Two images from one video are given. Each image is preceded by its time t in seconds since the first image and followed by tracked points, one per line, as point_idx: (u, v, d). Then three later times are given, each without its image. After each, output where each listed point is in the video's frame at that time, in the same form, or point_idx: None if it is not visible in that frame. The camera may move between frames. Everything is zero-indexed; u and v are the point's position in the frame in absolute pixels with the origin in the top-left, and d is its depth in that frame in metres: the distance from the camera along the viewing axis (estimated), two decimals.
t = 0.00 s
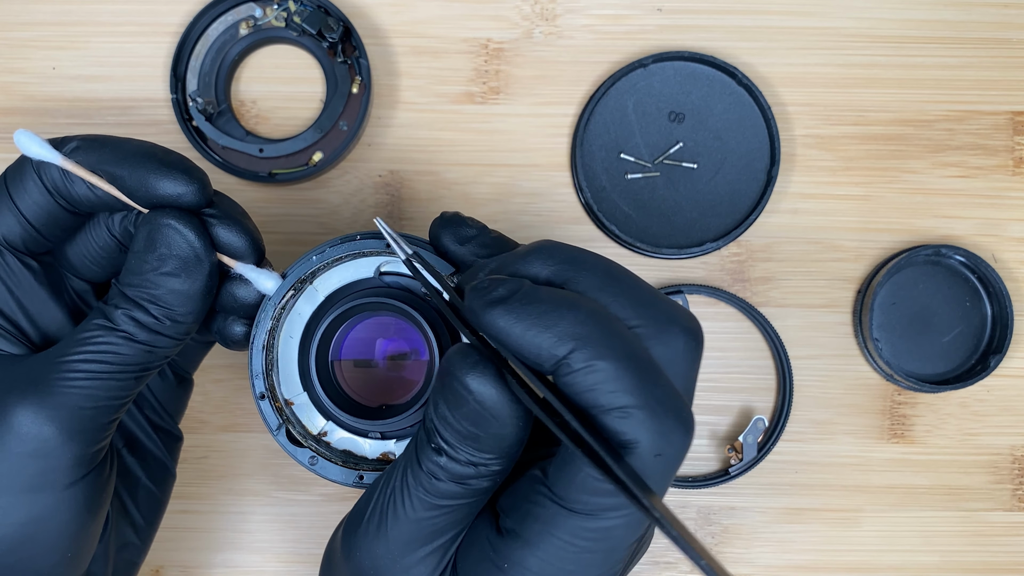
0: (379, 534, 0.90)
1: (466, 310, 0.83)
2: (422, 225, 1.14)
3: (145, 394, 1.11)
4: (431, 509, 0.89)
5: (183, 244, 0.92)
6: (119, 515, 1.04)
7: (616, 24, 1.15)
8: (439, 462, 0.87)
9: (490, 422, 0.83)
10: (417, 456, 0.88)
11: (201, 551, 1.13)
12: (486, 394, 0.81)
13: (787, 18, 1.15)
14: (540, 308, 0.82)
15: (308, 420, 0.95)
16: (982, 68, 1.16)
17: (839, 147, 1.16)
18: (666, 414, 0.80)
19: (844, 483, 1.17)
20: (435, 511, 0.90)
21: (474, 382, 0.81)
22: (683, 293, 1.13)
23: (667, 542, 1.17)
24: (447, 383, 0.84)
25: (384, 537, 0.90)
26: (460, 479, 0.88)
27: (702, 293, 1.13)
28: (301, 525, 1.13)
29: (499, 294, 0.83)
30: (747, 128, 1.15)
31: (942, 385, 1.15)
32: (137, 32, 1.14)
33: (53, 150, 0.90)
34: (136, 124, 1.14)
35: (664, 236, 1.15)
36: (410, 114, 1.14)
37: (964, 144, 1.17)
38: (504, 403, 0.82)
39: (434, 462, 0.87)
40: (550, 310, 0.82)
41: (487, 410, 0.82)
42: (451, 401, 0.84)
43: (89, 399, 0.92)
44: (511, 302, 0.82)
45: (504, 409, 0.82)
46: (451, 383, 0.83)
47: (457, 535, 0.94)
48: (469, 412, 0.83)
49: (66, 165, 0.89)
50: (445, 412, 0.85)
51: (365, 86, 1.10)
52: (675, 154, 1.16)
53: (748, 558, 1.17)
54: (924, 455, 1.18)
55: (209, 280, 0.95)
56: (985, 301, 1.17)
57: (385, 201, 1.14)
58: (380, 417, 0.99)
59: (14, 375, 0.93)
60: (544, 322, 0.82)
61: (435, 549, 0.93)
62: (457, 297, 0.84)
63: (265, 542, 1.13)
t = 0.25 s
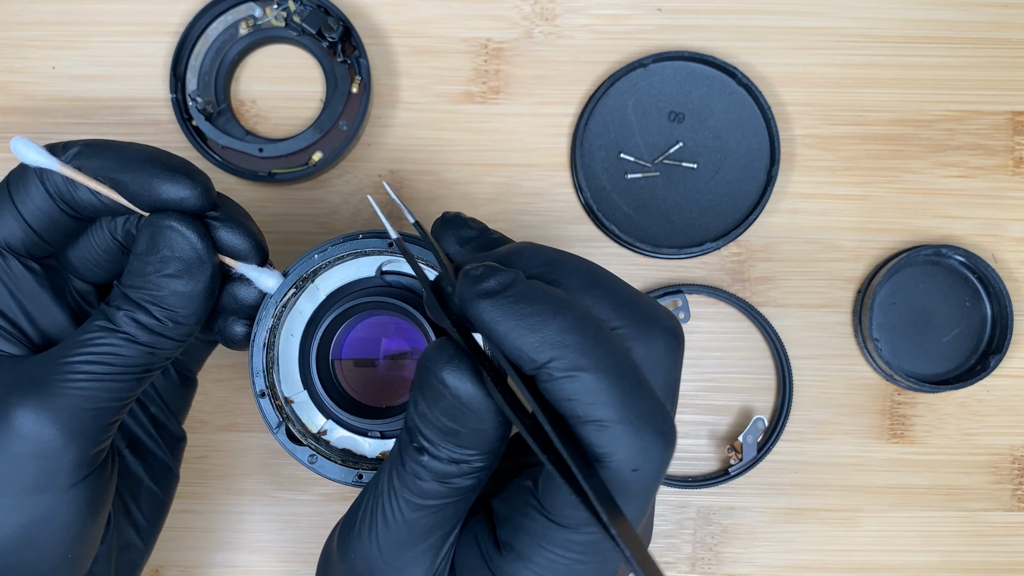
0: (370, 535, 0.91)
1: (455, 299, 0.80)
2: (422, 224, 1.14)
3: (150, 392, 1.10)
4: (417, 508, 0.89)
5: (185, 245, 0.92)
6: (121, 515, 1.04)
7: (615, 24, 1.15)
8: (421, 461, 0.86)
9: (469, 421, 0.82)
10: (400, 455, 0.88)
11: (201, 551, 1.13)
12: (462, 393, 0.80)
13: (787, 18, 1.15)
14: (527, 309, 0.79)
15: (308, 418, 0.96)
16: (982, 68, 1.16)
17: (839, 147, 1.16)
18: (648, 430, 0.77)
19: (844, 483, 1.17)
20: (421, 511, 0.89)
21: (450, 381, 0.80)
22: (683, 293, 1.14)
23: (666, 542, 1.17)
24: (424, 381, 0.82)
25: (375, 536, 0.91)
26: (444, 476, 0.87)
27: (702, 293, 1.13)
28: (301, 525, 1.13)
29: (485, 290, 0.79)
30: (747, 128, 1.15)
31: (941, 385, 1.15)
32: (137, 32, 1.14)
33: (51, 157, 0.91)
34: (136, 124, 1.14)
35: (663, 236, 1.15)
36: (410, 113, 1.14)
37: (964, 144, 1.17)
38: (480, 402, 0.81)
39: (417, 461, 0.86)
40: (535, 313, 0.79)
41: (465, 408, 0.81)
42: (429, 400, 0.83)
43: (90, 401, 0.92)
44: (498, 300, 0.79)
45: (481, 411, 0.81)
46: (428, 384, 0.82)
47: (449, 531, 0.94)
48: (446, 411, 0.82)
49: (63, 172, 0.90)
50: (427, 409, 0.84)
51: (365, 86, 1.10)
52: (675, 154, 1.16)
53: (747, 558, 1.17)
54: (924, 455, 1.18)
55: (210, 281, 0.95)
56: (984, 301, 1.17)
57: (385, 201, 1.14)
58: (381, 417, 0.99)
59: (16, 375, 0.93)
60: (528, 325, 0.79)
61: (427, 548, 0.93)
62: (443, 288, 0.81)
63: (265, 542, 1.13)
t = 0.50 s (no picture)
0: (374, 541, 0.90)
1: (489, 313, 0.93)
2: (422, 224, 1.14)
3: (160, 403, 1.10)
4: (433, 516, 0.90)
5: (207, 257, 0.92)
6: (125, 526, 1.05)
7: (615, 24, 1.15)
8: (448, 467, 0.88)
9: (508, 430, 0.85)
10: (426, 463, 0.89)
11: (201, 551, 1.13)
12: (507, 400, 0.83)
13: (787, 18, 1.15)
14: (557, 305, 0.92)
15: (331, 423, 0.94)
16: (982, 68, 1.16)
17: (839, 147, 1.16)
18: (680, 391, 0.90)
19: (844, 483, 1.17)
20: (437, 518, 0.90)
21: (499, 389, 0.83)
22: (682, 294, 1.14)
23: (667, 542, 1.17)
24: (473, 388, 0.86)
25: (379, 542, 0.90)
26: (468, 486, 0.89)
27: (701, 294, 1.14)
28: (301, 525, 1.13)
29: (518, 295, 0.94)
30: (747, 127, 1.15)
31: (941, 385, 1.15)
32: (137, 32, 1.14)
33: (71, 168, 0.93)
34: (136, 124, 1.14)
35: (664, 236, 1.15)
36: (410, 114, 1.14)
37: (964, 144, 1.17)
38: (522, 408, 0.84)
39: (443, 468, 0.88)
40: (566, 308, 0.92)
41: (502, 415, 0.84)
42: (465, 406, 0.86)
43: (101, 414, 0.92)
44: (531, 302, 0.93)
45: (533, 418, 0.84)
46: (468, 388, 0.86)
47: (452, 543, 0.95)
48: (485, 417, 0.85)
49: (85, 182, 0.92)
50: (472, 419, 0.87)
51: (365, 86, 1.10)
52: (675, 154, 1.16)
53: (747, 558, 1.18)
54: (924, 455, 1.18)
55: (229, 294, 0.94)
56: (984, 301, 1.17)
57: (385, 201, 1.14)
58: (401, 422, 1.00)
59: (25, 384, 0.92)
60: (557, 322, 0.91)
61: (422, 557, 0.93)
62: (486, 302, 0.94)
63: (266, 542, 1.13)
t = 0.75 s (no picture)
0: (391, 565, 0.91)
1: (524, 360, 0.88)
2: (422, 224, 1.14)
3: (168, 418, 1.10)
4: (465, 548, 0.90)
5: (217, 266, 0.92)
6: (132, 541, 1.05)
7: (616, 24, 1.15)
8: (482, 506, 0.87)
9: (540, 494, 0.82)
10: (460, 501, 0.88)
11: (201, 552, 1.13)
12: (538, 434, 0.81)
13: (787, 18, 1.15)
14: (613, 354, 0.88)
15: (347, 437, 0.90)
16: (982, 68, 1.16)
17: (839, 147, 1.16)
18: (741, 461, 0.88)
19: (845, 483, 1.17)
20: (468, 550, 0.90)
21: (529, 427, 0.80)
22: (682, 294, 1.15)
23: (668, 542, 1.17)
24: (501, 440, 0.82)
25: (391, 563, 0.91)
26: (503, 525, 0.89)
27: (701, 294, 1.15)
28: (301, 526, 1.13)
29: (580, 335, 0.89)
30: (747, 127, 1.15)
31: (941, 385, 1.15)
32: (137, 32, 1.13)
33: (91, 171, 0.90)
34: (137, 124, 1.14)
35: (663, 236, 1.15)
36: (410, 114, 1.14)
37: (964, 144, 1.17)
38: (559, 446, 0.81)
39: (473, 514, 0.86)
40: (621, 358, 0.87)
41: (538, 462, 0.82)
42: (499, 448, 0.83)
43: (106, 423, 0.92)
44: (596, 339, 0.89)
45: (563, 484, 0.80)
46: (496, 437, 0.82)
47: (468, 574, 0.95)
48: (514, 470, 0.82)
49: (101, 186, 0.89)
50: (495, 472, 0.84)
51: (365, 85, 1.10)
52: (675, 154, 1.16)
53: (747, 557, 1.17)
54: (924, 455, 1.18)
55: (238, 304, 0.94)
56: (984, 301, 1.18)
57: (385, 201, 1.14)
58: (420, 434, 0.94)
59: (30, 394, 0.93)
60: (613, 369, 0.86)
61: None
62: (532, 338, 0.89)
63: (266, 542, 1.13)
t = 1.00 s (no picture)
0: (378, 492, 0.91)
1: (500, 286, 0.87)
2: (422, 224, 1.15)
3: (151, 399, 1.08)
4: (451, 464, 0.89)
5: (162, 204, 0.92)
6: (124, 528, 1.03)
7: (615, 24, 1.15)
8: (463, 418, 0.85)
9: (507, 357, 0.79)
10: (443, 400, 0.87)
11: (201, 552, 1.13)
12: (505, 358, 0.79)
13: (787, 19, 1.15)
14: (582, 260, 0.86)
15: (324, 371, 0.90)
16: (982, 68, 1.16)
17: (839, 147, 1.16)
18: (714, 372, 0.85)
19: (844, 483, 1.17)
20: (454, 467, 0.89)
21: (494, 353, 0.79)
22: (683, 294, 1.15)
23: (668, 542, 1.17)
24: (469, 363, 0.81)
25: (379, 490, 0.91)
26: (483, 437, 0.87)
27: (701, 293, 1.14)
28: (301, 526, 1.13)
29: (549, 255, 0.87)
30: (748, 127, 1.15)
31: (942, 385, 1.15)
32: (137, 32, 1.13)
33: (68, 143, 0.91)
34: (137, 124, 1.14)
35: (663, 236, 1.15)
36: (410, 113, 1.14)
37: (964, 144, 1.17)
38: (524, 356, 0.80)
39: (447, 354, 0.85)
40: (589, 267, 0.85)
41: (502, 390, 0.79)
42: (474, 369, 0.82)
43: (82, 368, 0.91)
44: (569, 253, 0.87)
45: (530, 411, 0.79)
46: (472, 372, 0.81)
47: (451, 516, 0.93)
48: (482, 397, 0.81)
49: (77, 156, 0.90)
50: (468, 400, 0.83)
51: (365, 85, 1.10)
52: (675, 154, 1.16)
53: (748, 558, 1.17)
54: (924, 455, 1.18)
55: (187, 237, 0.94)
56: (984, 300, 1.17)
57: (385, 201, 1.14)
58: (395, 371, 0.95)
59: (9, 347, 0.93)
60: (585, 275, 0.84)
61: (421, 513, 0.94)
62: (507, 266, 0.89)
63: (266, 542, 1.13)
